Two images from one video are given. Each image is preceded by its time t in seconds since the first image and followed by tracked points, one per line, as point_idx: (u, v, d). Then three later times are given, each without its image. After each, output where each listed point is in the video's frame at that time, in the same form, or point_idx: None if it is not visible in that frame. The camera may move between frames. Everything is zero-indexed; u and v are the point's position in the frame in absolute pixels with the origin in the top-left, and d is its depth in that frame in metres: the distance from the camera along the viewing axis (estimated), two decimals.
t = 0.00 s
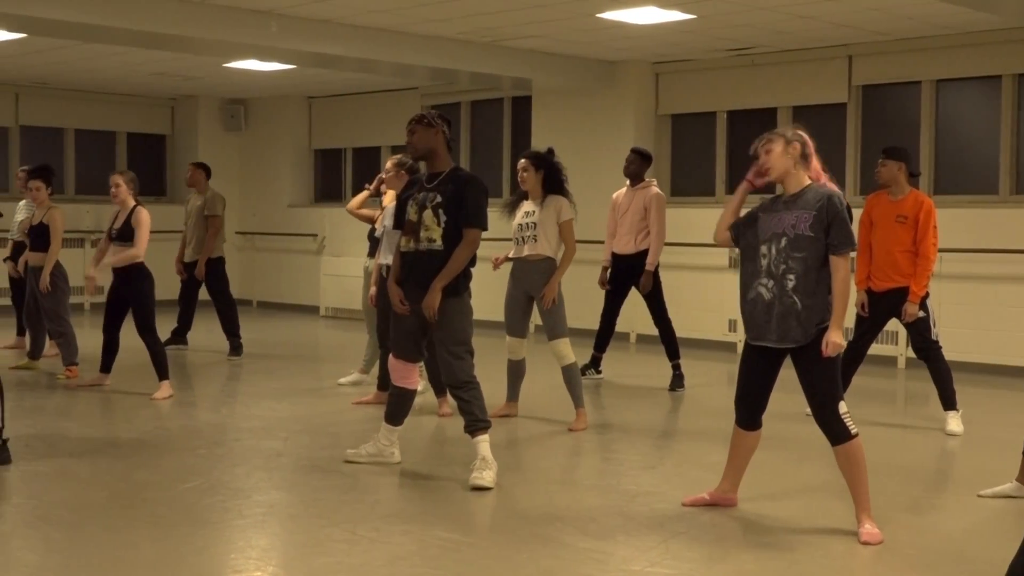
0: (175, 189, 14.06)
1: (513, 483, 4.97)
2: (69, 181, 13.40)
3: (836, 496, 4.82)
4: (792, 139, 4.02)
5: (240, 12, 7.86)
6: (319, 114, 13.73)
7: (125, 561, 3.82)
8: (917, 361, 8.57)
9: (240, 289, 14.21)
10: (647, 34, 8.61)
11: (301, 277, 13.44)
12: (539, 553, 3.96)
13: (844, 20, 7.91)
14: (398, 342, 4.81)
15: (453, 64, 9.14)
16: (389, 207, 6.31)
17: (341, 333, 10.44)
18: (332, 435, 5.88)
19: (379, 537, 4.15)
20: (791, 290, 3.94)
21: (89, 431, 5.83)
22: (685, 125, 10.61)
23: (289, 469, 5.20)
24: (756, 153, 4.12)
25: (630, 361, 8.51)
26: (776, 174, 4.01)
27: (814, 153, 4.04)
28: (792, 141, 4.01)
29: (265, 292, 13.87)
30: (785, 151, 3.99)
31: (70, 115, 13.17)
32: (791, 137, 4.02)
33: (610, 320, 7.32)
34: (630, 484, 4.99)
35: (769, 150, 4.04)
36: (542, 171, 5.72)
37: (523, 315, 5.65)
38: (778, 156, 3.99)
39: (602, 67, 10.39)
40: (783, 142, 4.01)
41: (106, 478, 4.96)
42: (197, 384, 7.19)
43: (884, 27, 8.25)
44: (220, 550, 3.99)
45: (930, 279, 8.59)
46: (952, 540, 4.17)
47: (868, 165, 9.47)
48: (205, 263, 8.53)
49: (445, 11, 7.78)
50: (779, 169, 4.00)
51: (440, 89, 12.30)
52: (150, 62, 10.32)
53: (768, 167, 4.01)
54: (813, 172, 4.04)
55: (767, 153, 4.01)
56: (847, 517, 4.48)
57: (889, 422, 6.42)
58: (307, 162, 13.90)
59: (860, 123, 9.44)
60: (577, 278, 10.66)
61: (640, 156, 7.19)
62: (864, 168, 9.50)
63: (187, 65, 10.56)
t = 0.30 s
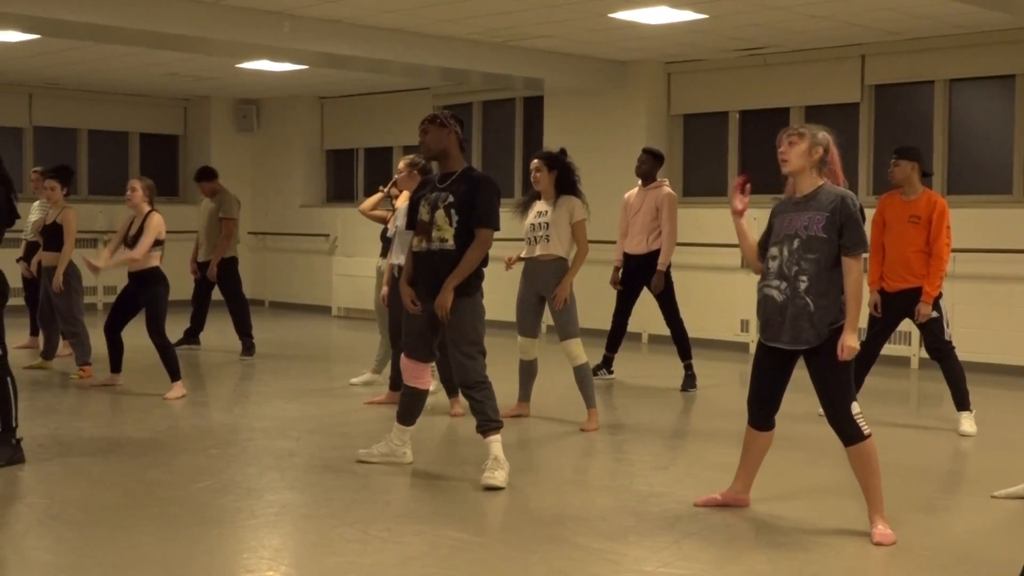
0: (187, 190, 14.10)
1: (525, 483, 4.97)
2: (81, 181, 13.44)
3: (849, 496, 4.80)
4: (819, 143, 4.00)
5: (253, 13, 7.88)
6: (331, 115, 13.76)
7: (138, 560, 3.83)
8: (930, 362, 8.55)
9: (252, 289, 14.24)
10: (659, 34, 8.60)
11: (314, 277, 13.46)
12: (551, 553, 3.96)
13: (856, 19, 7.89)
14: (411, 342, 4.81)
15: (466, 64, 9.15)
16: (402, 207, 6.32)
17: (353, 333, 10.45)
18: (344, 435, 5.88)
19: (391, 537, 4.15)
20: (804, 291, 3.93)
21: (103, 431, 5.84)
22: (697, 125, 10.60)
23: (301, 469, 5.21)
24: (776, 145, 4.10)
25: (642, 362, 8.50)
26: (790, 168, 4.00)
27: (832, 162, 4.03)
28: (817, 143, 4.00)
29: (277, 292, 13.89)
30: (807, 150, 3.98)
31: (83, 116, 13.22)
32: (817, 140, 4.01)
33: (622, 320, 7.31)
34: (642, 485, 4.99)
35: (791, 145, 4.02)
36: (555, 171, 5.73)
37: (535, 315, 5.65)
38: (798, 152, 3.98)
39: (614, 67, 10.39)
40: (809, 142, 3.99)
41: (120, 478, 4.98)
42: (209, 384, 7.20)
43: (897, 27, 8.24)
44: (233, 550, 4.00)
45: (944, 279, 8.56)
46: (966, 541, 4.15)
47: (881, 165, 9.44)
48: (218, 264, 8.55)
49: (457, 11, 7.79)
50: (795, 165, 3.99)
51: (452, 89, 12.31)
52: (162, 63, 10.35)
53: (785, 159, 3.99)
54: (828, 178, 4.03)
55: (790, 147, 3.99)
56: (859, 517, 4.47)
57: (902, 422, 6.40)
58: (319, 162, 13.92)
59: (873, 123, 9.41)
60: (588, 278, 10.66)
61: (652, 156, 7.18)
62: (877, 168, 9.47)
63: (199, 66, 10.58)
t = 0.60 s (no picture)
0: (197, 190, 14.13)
1: (535, 484, 4.97)
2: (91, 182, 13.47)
3: (859, 497, 4.80)
4: (832, 146, 3.98)
5: (263, 13, 7.90)
6: (340, 115, 13.78)
7: (149, 560, 3.84)
8: (941, 362, 8.54)
9: (262, 289, 14.26)
10: (669, 34, 8.60)
11: (323, 277, 13.48)
12: (561, 553, 3.97)
13: (867, 19, 7.88)
14: (420, 343, 4.81)
15: (475, 65, 9.15)
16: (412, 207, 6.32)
17: (362, 334, 10.47)
18: (355, 436, 5.89)
19: (401, 537, 4.16)
20: (815, 292, 3.92)
21: (114, 430, 5.86)
22: (707, 125, 10.59)
23: (311, 469, 5.22)
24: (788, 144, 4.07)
25: (652, 362, 8.50)
26: (802, 171, 3.98)
27: (844, 163, 4.02)
28: (830, 147, 3.98)
29: (286, 293, 13.91)
30: (821, 155, 3.96)
31: (93, 117, 13.25)
32: (830, 143, 3.99)
33: (632, 320, 7.31)
34: (652, 485, 4.99)
35: (804, 147, 4.00)
36: (566, 172, 5.72)
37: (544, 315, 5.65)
38: (811, 156, 3.96)
39: (623, 67, 10.38)
40: (823, 145, 3.97)
41: (131, 478, 4.99)
42: (220, 385, 7.22)
43: (908, 26, 8.22)
44: (243, 550, 4.00)
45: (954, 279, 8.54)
46: (977, 541, 4.15)
47: (892, 165, 9.43)
48: (231, 266, 8.57)
49: (467, 12, 7.79)
50: (808, 168, 3.98)
51: (462, 90, 12.32)
52: (173, 64, 10.36)
53: (798, 162, 3.97)
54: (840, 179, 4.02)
55: (803, 150, 3.97)
56: (870, 518, 4.47)
57: (913, 423, 6.39)
58: (328, 162, 13.94)
59: (883, 123, 9.40)
60: (598, 279, 10.66)
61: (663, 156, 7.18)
62: (887, 168, 9.46)
63: (209, 67, 10.60)
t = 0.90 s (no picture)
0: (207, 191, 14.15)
1: (544, 484, 4.98)
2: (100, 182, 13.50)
3: (870, 497, 4.79)
4: (843, 146, 3.98)
5: (273, 14, 7.91)
6: (350, 116, 13.80)
7: (160, 560, 3.85)
8: (952, 362, 8.51)
9: (271, 289, 14.28)
10: (678, 34, 8.60)
11: (333, 277, 13.50)
12: (570, 554, 3.97)
13: (877, 19, 7.87)
14: (430, 343, 4.81)
15: (485, 65, 9.16)
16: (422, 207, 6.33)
17: (372, 334, 10.47)
18: (365, 436, 5.90)
19: (410, 537, 4.16)
20: (825, 292, 3.91)
21: (125, 430, 5.88)
22: (717, 125, 10.58)
23: (321, 469, 5.23)
24: (799, 144, 4.07)
25: (662, 362, 8.49)
26: (812, 171, 3.98)
27: (855, 163, 4.02)
28: (840, 147, 3.98)
29: (296, 293, 13.93)
30: (832, 155, 3.95)
31: (103, 117, 13.28)
32: (841, 143, 3.99)
33: (641, 321, 7.31)
34: (661, 485, 4.99)
35: (815, 147, 3.99)
36: (575, 172, 5.72)
37: (554, 315, 5.65)
38: (823, 156, 3.95)
39: (633, 67, 10.38)
40: (833, 145, 3.96)
41: (141, 478, 5.00)
42: (230, 385, 7.23)
43: (918, 26, 8.20)
44: (253, 550, 4.01)
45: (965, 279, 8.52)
46: (988, 542, 4.14)
47: (902, 165, 9.41)
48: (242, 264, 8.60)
49: (477, 12, 7.79)
50: (818, 168, 3.97)
51: (472, 90, 12.33)
52: (184, 64, 10.39)
53: (808, 162, 3.97)
54: (851, 179, 4.01)
55: (814, 149, 3.96)
56: (880, 518, 4.46)
57: (923, 423, 6.37)
58: (338, 162, 13.95)
59: (894, 123, 9.37)
60: (607, 279, 10.66)
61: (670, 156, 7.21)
62: (898, 168, 9.44)
63: (219, 68, 10.62)
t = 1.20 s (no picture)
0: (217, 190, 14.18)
1: (554, 484, 4.97)
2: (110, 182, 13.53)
3: (880, 497, 4.78)
4: (870, 152, 3.89)
5: (282, 14, 7.92)
6: (359, 116, 13.81)
7: (170, 559, 3.86)
8: (962, 363, 8.49)
9: (281, 289, 14.30)
10: (687, 34, 8.59)
11: (342, 277, 13.51)
12: (579, 554, 3.96)
13: (887, 19, 7.85)
14: (440, 343, 4.81)
15: (495, 65, 9.16)
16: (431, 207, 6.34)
17: (381, 334, 10.48)
18: (375, 436, 5.91)
19: (419, 537, 4.17)
20: (861, 304, 3.83)
21: (136, 430, 5.89)
22: (727, 125, 10.57)
23: (330, 469, 5.23)
24: (825, 148, 3.98)
25: (672, 363, 8.49)
26: (837, 175, 3.89)
27: (879, 171, 3.94)
28: (868, 152, 3.89)
29: (305, 293, 13.95)
30: (859, 160, 3.87)
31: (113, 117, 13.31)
32: (869, 149, 3.90)
33: (651, 321, 7.31)
34: (671, 486, 4.98)
35: (843, 152, 3.91)
36: (584, 172, 5.73)
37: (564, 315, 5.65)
38: (849, 160, 3.87)
39: (643, 66, 10.38)
40: (862, 151, 3.88)
41: (151, 477, 5.01)
42: (241, 384, 7.24)
43: (929, 26, 8.18)
44: (263, 549, 4.02)
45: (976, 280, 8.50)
46: (997, 543, 4.13)
47: (912, 165, 9.39)
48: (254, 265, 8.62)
49: (486, 13, 7.79)
50: (844, 172, 3.88)
51: (481, 90, 12.33)
52: (194, 65, 10.40)
53: (834, 165, 3.88)
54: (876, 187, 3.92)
55: (841, 153, 3.89)
56: (889, 519, 4.45)
57: (934, 424, 6.36)
58: (348, 162, 13.96)
59: (904, 122, 9.35)
60: (617, 279, 10.65)
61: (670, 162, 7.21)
62: (908, 168, 9.42)
63: (229, 68, 10.64)
